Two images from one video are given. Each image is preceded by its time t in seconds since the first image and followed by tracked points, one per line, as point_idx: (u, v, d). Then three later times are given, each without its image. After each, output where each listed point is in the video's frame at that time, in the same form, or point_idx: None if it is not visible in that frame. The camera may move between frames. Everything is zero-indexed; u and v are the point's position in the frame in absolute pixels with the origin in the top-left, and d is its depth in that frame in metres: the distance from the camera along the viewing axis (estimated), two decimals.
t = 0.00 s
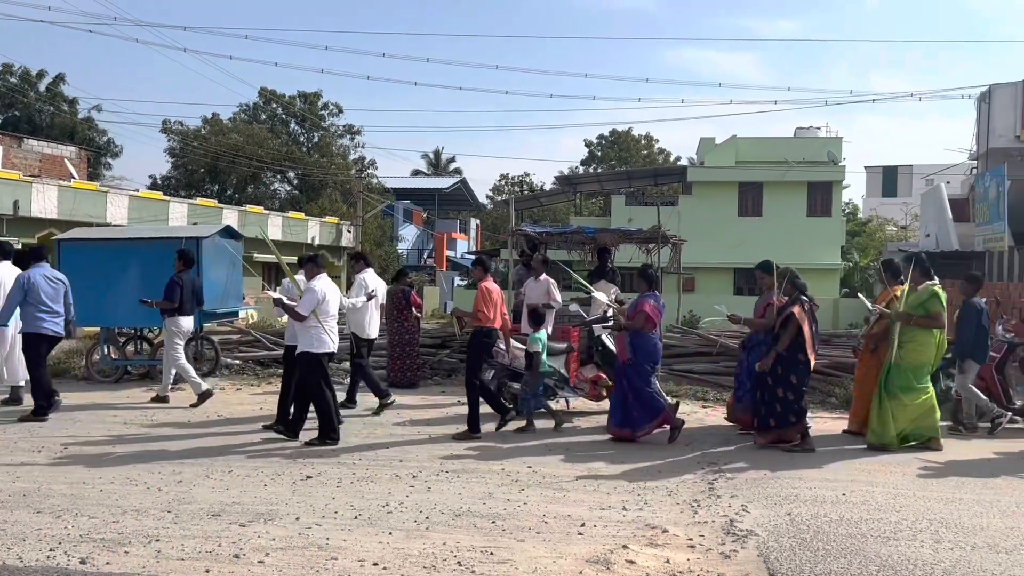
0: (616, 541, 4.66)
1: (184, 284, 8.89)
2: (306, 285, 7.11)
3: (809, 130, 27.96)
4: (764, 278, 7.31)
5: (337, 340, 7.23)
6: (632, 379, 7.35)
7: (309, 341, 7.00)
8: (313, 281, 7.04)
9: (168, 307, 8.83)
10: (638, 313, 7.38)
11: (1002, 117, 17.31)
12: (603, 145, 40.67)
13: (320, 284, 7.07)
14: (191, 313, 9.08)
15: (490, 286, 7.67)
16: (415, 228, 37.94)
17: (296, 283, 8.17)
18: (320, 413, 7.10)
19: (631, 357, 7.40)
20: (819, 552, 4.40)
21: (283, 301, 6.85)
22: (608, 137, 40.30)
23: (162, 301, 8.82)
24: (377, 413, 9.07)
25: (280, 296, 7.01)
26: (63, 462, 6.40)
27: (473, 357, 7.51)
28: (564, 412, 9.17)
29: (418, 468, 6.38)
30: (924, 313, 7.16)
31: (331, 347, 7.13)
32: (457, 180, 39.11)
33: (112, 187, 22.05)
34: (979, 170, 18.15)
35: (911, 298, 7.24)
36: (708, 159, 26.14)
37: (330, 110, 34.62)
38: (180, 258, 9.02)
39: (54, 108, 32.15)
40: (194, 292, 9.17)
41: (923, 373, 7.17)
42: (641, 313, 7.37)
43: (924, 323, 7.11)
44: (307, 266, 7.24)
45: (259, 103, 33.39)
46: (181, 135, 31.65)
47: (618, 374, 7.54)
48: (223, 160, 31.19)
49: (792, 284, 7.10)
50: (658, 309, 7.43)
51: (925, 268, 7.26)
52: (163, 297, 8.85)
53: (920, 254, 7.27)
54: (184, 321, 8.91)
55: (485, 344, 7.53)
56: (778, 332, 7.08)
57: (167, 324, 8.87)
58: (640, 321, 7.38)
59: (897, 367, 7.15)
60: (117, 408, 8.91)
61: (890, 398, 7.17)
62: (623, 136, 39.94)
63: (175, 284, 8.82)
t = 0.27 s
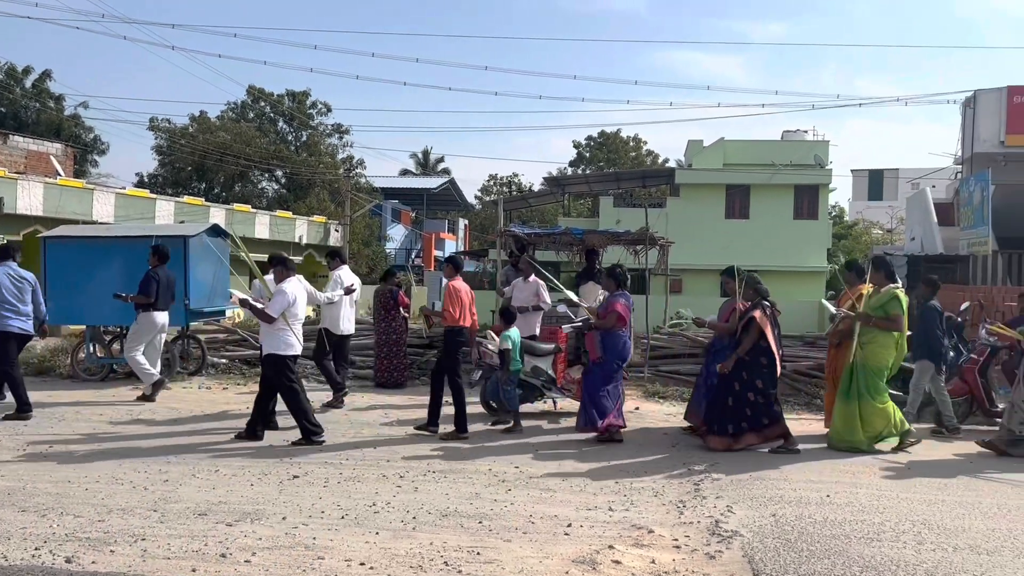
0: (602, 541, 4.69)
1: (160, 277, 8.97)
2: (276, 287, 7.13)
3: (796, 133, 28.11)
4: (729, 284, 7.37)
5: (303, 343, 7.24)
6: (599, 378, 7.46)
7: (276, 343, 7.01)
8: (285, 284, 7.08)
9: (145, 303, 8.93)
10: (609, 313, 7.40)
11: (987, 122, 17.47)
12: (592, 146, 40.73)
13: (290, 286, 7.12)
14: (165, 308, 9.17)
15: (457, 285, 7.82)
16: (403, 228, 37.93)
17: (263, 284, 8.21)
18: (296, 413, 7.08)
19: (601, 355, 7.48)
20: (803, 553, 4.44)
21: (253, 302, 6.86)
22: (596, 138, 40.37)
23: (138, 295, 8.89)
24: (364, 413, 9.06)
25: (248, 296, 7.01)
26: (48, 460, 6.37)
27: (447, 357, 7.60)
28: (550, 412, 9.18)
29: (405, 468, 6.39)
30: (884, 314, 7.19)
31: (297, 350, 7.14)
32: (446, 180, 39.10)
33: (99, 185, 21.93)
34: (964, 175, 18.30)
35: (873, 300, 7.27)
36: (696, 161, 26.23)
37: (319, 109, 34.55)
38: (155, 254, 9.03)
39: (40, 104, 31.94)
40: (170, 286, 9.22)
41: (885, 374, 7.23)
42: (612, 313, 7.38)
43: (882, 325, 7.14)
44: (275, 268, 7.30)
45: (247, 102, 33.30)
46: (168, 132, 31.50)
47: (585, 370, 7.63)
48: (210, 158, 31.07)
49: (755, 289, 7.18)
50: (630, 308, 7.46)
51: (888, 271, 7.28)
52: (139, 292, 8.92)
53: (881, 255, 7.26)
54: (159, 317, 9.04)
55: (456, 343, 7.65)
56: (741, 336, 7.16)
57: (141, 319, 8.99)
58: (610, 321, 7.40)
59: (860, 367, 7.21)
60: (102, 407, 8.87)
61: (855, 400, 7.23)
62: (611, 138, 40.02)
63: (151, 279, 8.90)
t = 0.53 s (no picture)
0: (593, 540, 4.71)
1: (142, 275, 8.95)
2: (254, 283, 7.21)
3: (787, 135, 28.22)
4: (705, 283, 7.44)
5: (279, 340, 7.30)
6: (575, 379, 7.51)
7: (251, 338, 7.08)
8: (262, 278, 7.16)
9: (126, 300, 8.94)
10: (585, 315, 7.39)
11: (976, 125, 17.53)
12: (584, 147, 40.80)
13: (268, 282, 7.20)
14: (146, 305, 9.15)
15: (435, 285, 7.86)
16: (395, 227, 37.93)
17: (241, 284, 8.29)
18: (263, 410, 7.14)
19: (577, 357, 7.52)
20: (792, 553, 4.47)
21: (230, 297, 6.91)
22: (588, 139, 40.44)
23: (120, 292, 8.90)
24: (355, 412, 9.07)
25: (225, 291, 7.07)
26: (38, 458, 6.35)
27: (422, 356, 7.62)
28: (542, 413, 9.21)
29: (397, 467, 6.40)
30: (856, 315, 7.18)
31: (273, 346, 7.20)
32: (438, 180, 39.09)
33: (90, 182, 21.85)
34: (953, 178, 18.39)
35: (845, 300, 7.27)
36: (688, 162, 26.30)
37: (311, 108, 34.51)
38: (136, 252, 9.00)
39: (31, 101, 31.80)
40: (151, 283, 9.18)
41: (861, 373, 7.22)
42: (588, 316, 7.37)
43: (853, 325, 7.13)
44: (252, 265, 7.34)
45: (238, 100, 33.24)
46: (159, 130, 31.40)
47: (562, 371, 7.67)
48: (201, 156, 30.98)
49: (727, 290, 7.29)
50: (605, 311, 7.45)
51: (860, 271, 7.29)
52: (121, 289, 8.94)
53: (854, 256, 7.33)
54: (138, 314, 9.01)
55: (431, 344, 7.65)
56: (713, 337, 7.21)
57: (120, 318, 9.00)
58: (585, 323, 7.41)
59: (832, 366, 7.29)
60: (93, 404, 8.85)
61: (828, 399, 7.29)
62: (603, 139, 40.08)
63: (132, 276, 8.90)
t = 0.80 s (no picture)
0: (585, 540, 4.73)
1: (120, 276, 8.93)
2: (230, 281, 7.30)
3: (779, 138, 28.31)
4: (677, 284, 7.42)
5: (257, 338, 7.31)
6: (552, 381, 7.48)
7: (228, 334, 7.10)
8: (236, 275, 7.27)
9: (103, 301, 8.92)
10: (558, 318, 7.39)
11: (967, 130, 17.61)
12: (576, 148, 40.83)
13: (242, 278, 7.29)
14: (126, 306, 9.12)
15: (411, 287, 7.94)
16: (387, 227, 37.90)
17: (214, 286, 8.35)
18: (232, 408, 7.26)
19: (551, 359, 7.49)
20: (783, 553, 4.50)
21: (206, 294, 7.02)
22: (581, 140, 40.47)
23: (98, 294, 8.90)
24: (347, 411, 9.08)
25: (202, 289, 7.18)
26: (30, 456, 6.34)
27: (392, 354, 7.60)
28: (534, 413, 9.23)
29: (390, 467, 6.41)
30: (828, 319, 7.23)
31: (250, 343, 7.20)
32: (430, 180, 39.07)
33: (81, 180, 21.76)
34: (944, 182, 18.47)
35: (817, 304, 7.32)
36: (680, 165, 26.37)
37: (303, 107, 34.47)
38: (114, 252, 8.97)
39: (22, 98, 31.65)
40: (129, 284, 9.13)
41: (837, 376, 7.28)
42: (561, 318, 7.38)
43: (826, 329, 7.19)
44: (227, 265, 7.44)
45: (231, 98, 33.16)
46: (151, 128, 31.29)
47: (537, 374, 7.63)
48: (193, 155, 30.89)
49: (701, 289, 7.30)
50: (579, 312, 7.47)
51: (832, 275, 7.35)
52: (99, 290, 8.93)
53: (825, 261, 7.37)
54: (117, 315, 8.98)
55: (404, 344, 7.70)
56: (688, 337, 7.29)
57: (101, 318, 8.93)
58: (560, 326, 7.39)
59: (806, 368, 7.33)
60: (84, 403, 8.84)
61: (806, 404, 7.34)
62: (596, 140, 40.13)
63: (110, 277, 8.88)
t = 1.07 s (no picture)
0: (580, 537, 4.76)
1: (97, 272, 8.90)
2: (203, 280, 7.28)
3: (774, 140, 28.39)
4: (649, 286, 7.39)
5: (231, 337, 7.29)
6: (530, 378, 7.52)
7: (199, 334, 7.10)
8: (208, 275, 7.24)
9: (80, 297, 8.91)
10: (534, 313, 7.50)
11: (960, 133, 17.70)
12: (571, 149, 40.86)
13: (214, 278, 7.25)
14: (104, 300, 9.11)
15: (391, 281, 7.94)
16: (381, 226, 37.88)
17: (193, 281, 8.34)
18: (225, 406, 7.26)
19: (528, 356, 7.55)
20: (776, 551, 4.53)
21: (175, 294, 7.03)
22: (575, 141, 40.51)
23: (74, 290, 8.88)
24: (342, 409, 9.09)
25: (175, 289, 7.18)
26: (24, 452, 6.34)
27: (365, 344, 7.73)
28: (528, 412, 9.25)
29: (385, 465, 6.42)
30: (798, 319, 7.28)
31: (222, 342, 7.19)
32: (425, 179, 39.04)
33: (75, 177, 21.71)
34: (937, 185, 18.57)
35: (787, 304, 7.36)
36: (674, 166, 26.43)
37: (298, 105, 34.44)
38: (91, 247, 8.94)
39: (15, 94, 31.56)
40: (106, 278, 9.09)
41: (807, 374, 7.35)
42: (536, 313, 7.48)
43: (797, 329, 7.23)
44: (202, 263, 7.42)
45: (225, 96, 33.11)
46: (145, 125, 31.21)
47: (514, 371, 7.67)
48: (187, 152, 30.82)
49: (676, 290, 7.33)
50: (554, 309, 7.57)
51: (800, 276, 7.42)
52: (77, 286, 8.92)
53: (795, 263, 7.47)
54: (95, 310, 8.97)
55: (380, 338, 7.76)
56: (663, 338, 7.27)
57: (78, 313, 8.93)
58: (535, 322, 7.49)
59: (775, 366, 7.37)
60: (78, 399, 8.83)
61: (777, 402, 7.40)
62: (591, 141, 40.17)
63: (86, 274, 8.85)
